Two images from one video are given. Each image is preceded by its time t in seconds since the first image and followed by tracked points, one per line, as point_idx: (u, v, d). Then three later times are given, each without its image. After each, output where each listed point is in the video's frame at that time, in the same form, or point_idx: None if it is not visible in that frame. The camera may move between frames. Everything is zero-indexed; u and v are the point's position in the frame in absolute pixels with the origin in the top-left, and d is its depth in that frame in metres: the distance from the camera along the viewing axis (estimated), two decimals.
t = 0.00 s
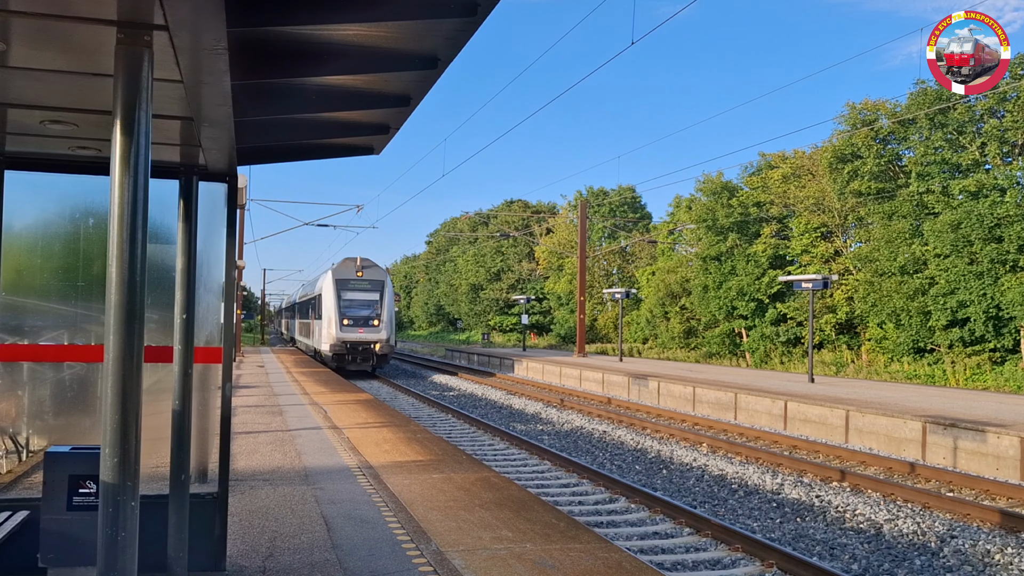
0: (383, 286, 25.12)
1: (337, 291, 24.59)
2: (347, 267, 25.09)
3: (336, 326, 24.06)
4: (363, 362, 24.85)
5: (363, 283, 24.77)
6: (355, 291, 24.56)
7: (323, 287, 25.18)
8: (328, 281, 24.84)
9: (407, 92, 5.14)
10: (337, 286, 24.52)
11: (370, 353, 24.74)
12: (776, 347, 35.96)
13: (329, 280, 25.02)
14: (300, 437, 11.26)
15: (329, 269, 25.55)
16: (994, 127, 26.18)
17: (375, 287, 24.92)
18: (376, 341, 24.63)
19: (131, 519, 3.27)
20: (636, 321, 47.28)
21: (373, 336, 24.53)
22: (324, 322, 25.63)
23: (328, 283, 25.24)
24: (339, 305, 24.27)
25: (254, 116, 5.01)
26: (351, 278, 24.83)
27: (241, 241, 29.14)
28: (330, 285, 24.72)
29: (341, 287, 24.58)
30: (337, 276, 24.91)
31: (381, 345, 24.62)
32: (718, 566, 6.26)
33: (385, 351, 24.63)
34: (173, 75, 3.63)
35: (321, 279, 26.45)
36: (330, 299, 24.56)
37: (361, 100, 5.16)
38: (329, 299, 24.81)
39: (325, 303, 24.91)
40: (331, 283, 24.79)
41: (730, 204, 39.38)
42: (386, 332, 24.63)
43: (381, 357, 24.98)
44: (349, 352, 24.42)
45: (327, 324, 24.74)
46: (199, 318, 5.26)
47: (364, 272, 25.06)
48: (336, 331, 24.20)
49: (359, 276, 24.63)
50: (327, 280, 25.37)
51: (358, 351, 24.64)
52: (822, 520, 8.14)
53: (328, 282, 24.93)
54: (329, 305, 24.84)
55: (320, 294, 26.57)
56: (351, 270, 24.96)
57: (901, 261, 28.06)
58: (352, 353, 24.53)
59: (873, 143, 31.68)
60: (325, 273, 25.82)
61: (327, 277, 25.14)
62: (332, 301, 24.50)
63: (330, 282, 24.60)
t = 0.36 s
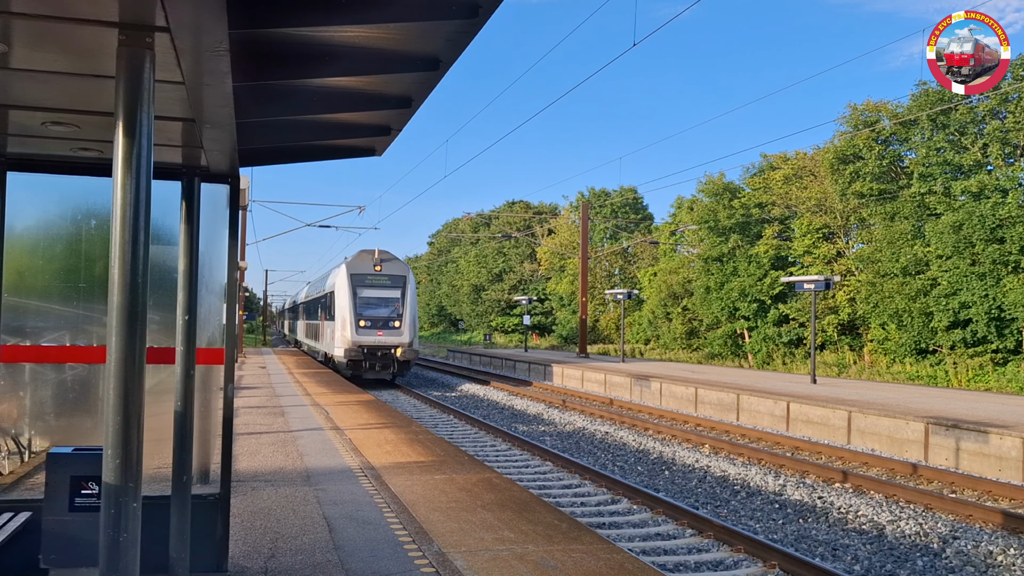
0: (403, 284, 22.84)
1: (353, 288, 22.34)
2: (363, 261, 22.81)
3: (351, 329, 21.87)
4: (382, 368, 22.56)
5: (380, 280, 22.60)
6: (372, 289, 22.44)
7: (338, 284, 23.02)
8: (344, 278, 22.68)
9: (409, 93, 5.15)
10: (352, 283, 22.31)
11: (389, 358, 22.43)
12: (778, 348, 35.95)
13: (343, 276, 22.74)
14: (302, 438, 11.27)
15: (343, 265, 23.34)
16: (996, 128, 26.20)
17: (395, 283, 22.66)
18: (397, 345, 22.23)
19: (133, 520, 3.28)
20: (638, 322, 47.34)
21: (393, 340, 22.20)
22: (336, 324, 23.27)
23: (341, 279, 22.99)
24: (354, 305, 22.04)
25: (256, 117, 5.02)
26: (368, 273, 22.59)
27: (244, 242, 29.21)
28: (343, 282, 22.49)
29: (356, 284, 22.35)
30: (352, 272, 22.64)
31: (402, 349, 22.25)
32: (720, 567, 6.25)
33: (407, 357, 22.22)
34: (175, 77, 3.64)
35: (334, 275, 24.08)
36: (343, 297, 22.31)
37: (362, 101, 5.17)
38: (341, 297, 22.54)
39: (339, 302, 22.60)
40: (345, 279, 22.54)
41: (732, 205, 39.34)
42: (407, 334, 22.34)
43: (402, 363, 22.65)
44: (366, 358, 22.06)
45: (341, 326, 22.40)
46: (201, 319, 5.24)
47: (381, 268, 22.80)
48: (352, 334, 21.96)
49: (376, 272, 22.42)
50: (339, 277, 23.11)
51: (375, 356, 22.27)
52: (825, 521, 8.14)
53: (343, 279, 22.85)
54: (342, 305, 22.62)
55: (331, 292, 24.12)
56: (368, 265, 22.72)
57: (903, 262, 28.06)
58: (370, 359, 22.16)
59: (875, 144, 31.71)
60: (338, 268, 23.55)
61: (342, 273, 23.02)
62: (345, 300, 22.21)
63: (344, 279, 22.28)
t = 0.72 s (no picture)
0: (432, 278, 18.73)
1: (371, 283, 18.16)
2: (383, 250, 18.52)
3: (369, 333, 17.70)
4: (406, 380, 18.34)
5: (402, 274, 18.37)
6: (391, 285, 18.22)
7: (353, 277, 18.84)
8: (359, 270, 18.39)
9: (411, 94, 5.15)
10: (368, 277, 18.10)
11: (416, 368, 18.22)
12: (780, 349, 35.93)
13: (358, 268, 18.60)
14: (304, 440, 11.27)
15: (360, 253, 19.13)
16: (999, 130, 26.15)
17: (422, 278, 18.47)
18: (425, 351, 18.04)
19: (135, 523, 3.27)
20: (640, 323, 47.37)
21: (421, 346, 17.96)
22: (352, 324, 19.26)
23: (355, 272, 18.82)
24: (372, 304, 17.90)
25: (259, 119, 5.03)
26: (390, 265, 18.36)
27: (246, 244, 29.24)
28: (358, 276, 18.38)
29: (373, 279, 18.16)
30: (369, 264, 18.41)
31: (431, 357, 17.99)
32: (723, 569, 6.24)
33: (437, 367, 17.98)
34: (177, 78, 3.63)
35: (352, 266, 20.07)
36: (358, 295, 18.24)
37: (364, 104, 5.17)
38: (356, 294, 18.62)
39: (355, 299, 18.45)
40: (360, 272, 18.40)
41: (733, 207, 39.26)
42: (437, 340, 18.08)
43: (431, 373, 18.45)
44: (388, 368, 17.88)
45: (358, 328, 18.21)
46: (203, 321, 5.24)
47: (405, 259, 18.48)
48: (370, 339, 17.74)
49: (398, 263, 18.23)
50: (354, 268, 19.00)
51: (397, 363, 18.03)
52: (827, 523, 8.12)
53: (357, 271, 18.68)
54: (355, 302, 18.45)
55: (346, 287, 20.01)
56: (389, 255, 18.40)
57: (905, 264, 28.03)
58: (392, 369, 18.01)
59: (877, 145, 31.68)
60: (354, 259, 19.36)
61: (356, 264, 18.86)
62: (361, 297, 18.13)
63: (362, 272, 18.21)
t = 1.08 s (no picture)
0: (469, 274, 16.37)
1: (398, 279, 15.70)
2: (412, 241, 16.10)
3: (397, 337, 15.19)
4: (440, 395, 15.74)
5: (435, 270, 15.96)
6: (422, 282, 15.80)
7: (376, 272, 16.29)
8: (386, 264, 15.87)
9: (413, 97, 5.16)
10: (394, 273, 15.67)
11: (453, 380, 15.63)
12: (783, 351, 35.93)
13: (382, 262, 16.11)
14: (306, 443, 11.28)
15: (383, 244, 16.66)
16: (1001, 131, 26.17)
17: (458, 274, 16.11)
18: (463, 360, 15.52)
19: (137, 525, 3.26)
20: (643, 325, 47.40)
21: (457, 353, 15.47)
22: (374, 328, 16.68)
23: (378, 266, 16.29)
24: (401, 304, 15.46)
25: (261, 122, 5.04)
26: (420, 258, 15.95)
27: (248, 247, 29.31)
28: (383, 272, 15.90)
29: (400, 275, 15.72)
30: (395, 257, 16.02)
31: (470, 367, 15.49)
32: (725, 572, 6.23)
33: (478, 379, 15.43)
34: (179, 82, 3.64)
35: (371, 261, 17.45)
36: (383, 292, 15.80)
37: (366, 107, 5.18)
38: (379, 293, 16.05)
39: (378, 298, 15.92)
40: (385, 267, 15.92)
41: (736, 209, 39.27)
42: (478, 347, 15.62)
43: (469, 387, 15.82)
44: (419, 380, 15.34)
45: (381, 333, 15.64)
46: (206, 324, 5.24)
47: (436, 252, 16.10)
48: (398, 345, 15.23)
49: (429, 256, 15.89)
50: (377, 261, 16.46)
51: (430, 376, 15.47)
52: (830, 525, 8.10)
53: (380, 265, 16.19)
54: (379, 302, 15.90)
55: (365, 284, 17.42)
56: (419, 246, 16.03)
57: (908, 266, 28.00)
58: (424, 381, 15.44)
59: (879, 147, 31.68)
60: (377, 252, 16.85)
61: (380, 257, 16.36)
62: (386, 295, 15.64)
63: (387, 267, 15.76)
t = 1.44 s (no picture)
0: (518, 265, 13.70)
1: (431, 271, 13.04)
2: (447, 226, 13.52)
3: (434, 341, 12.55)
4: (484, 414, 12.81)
5: (477, 260, 13.31)
6: (463, 274, 13.16)
7: (406, 262, 13.63)
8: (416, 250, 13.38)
9: (415, 98, 5.17)
10: (428, 264, 13.01)
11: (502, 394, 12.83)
12: (786, 352, 35.90)
13: (414, 250, 13.45)
14: (309, 444, 11.29)
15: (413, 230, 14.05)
16: (1004, 132, 26.17)
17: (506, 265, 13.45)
18: (514, 369, 12.84)
19: (140, 527, 3.26)
20: (645, 327, 47.38)
21: (507, 362, 12.77)
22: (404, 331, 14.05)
23: (409, 255, 13.63)
24: (438, 301, 12.78)
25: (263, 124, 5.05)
26: (460, 245, 13.33)
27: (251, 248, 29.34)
28: (416, 262, 13.20)
29: (436, 266, 13.07)
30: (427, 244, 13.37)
31: (522, 378, 12.81)
32: (728, 573, 6.22)
33: (533, 392, 12.72)
34: (182, 83, 3.64)
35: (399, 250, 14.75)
36: (415, 288, 13.16)
37: (368, 109, 5.19)
38: (410, 287, 13.35)
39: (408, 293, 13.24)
40: (417, 257, 13.27)
41: (738, 210, 39.29)
42: (531, 354, 12.94)
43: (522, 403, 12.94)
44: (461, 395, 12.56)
45: (412, 337, 12.98)
46: (207, 325, 5.21)
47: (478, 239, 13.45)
48: (435, 352, 12.53)
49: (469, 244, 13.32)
50: (407, 250, 13.80)
51: (473, 389, 12.69)
52: (833, 526, 8.09)
53: (411, 255, 13.55)
54: (410, 297, 13.22)
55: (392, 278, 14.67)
56: (456, 232, 13.42)
57: (910, 267, 27.96)
58: (467, 396, 12.65)
59: (881, 148, 31.67)
60: (406, 239, 14.21)
61: (410, 245, 13.70)
62: (418, 291, 12.95)
63: (421, 257, 13.10)
